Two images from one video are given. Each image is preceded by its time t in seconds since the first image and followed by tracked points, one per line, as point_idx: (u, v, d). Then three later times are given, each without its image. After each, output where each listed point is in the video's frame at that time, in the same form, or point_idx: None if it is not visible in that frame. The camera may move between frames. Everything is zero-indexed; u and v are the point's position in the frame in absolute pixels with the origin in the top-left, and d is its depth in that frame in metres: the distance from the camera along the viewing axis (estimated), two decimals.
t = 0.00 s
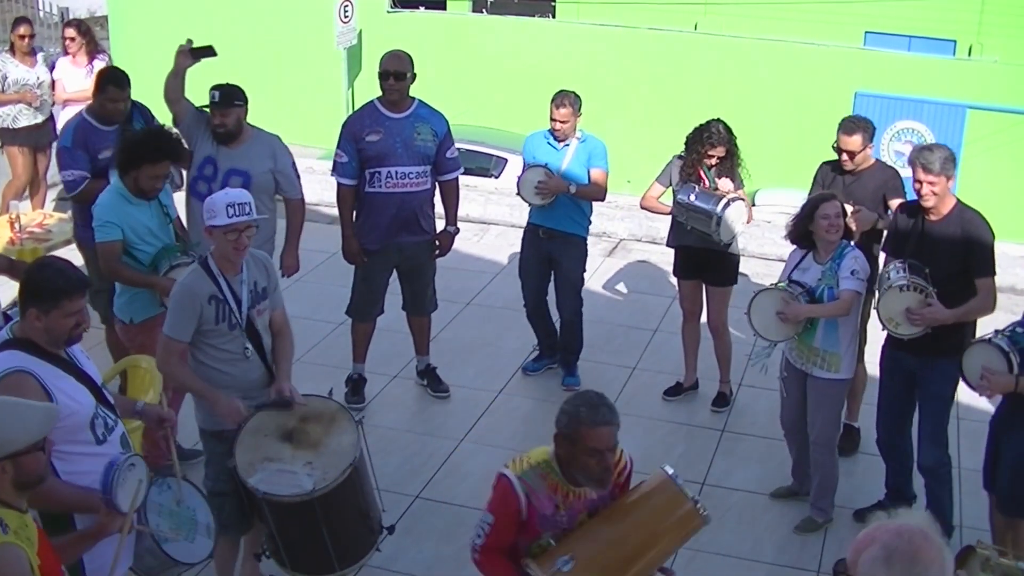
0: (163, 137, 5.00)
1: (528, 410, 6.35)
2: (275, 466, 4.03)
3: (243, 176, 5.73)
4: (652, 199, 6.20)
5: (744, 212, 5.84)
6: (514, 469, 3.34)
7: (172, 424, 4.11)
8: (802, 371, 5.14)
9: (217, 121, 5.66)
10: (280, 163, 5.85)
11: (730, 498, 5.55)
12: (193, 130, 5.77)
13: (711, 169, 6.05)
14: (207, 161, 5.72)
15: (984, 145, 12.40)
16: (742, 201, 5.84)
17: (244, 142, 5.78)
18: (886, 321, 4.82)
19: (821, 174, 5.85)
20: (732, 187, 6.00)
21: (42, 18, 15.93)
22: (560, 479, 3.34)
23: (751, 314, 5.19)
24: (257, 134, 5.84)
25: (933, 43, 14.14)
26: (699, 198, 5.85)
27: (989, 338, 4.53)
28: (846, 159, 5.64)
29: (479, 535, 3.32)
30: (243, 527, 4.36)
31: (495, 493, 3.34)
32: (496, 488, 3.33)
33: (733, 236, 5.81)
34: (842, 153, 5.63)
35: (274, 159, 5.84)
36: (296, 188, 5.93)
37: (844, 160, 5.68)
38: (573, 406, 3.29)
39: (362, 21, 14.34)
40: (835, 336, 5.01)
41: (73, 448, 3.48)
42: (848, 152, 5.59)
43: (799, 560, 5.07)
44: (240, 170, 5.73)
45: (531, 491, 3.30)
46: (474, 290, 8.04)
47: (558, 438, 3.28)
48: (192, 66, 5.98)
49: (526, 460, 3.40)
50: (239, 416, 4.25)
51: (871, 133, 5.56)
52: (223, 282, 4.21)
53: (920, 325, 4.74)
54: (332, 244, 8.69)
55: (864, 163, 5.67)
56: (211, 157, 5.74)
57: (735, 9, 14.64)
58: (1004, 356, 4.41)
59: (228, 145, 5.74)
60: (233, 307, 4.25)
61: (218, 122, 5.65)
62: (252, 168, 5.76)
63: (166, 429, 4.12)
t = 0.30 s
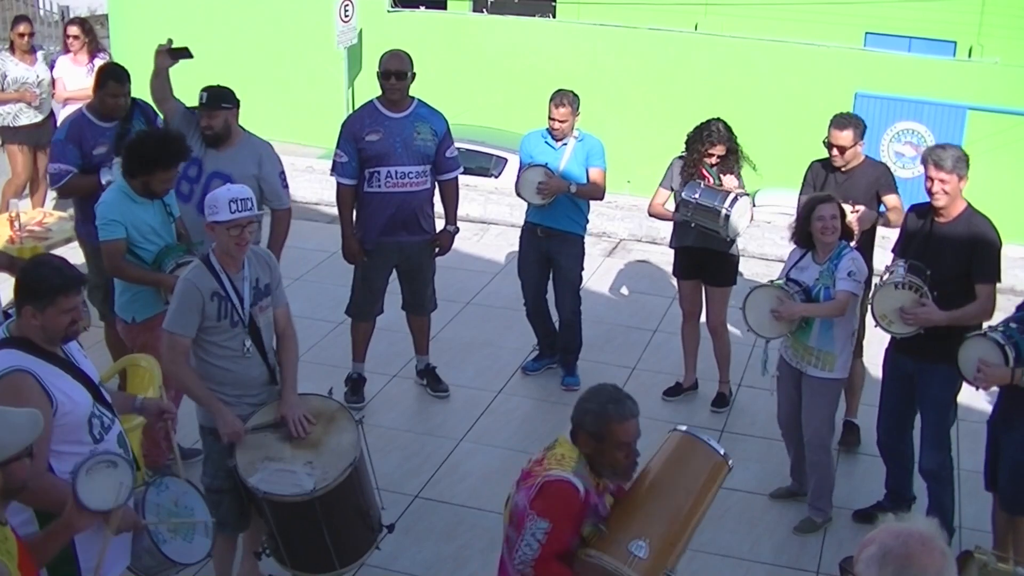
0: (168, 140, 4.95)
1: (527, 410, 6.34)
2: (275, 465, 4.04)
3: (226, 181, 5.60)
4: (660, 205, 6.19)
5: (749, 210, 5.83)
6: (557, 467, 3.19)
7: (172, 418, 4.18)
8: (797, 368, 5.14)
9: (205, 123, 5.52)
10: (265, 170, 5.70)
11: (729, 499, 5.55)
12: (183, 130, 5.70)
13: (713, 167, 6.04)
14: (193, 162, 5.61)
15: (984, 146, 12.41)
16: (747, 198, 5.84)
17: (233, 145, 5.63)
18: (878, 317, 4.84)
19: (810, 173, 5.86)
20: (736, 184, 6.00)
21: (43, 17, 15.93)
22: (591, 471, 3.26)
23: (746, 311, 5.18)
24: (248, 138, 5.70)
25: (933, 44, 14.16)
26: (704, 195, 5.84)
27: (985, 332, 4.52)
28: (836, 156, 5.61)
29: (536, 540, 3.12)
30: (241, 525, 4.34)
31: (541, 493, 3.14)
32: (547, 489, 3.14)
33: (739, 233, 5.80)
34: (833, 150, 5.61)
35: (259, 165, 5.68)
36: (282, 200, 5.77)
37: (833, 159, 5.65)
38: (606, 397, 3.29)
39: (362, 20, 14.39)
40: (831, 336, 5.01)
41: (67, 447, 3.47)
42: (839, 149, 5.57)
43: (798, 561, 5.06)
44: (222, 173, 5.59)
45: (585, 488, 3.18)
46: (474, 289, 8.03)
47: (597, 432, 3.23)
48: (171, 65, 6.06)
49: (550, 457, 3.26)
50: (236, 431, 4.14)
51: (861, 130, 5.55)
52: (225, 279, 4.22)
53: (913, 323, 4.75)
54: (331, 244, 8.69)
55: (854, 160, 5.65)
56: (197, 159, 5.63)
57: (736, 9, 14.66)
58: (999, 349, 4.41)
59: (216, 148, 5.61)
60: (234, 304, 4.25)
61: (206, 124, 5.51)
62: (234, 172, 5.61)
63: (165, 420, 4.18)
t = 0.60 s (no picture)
0: (169, 138, 4.95)
1: (527, 410, 6.34)
2: (281, 465, 4.03)
3: (208, 188, 5.61)
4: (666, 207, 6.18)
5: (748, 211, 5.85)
6: (597, 490, 3.11)
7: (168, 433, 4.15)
8: (794, 367, 5.14)
9: (191, 129, 5.52)
10: (250, 177, 5.67)
11: (729, 498, 5.54)
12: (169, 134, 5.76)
13: (714, 167, 6.04)
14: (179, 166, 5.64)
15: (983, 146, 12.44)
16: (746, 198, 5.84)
17: (219, 151, 5.63)
18: (875, 315, 4.88)
19: (805, 172, 5.85)
20: (736, 184, 6.00)
21: (41, 17, 15.92)
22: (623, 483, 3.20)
23: (741, 309, 5.27)
24: (235, 142, 5.69)
25: (933, 43, 14.18)
26: (704, 194, 5.85)
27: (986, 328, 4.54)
28: (834, 152, 5.62)
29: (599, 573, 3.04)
30: (246, 526, 4.35)
31: (585, 523, 3.07)
32: (593, 517, 3.06)
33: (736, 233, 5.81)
34: (830, 146, 5.62)
35: (243, 172, 5.66)
36: (268, 207, 5.72)
37: (831, 154, 5.66)
38: (627, 408, 3.20)
39: (361, 21, 14.41)
40: (828, 336, 5.00)
41: (66, 448, 3.45)
42: (836, 145, 5.58)
43: (798, 560, 5.06)
44: (204, 179, 5.59)
45: (627, 504, 3.14)
46: (473, 289, 8.03)
47: (628, 446, 3.17)
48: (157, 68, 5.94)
49: (580, 476, 3.17)
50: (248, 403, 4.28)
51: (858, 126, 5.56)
52: (222, 283, 4.20)
53: (908, 322, 4.77)
54: (331, 244, 8.69)
55: (850, 157, 5.66)
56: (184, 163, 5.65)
57: (734, 9, 14.68)
58: (1000, 344, 4.42)
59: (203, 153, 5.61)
60: (233, 309, 4.24)
61: (193, 129, 5.50)
62: (216, 178, 5.60)
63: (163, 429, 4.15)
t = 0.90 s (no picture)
0: (168, 140, 4.95)
1: (525, 410, 6.34)
2: (286, 469, 4.03)
3: (191, 192, 5.58)
4: (661, 203, 6.19)
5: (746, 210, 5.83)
6: (640, 494, 3.12)
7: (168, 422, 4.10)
8: (793, 364, 5.16)
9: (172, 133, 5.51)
10: (235, 182, 5.67)
11: (727, 498, 5.55)
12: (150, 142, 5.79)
13: (712, 166, 6.05)
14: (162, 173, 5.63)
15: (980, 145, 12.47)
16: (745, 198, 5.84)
17: (201, 156, 5.62)
18: (871, 314, 4.86)
19: (804, 171, 5.84)
20: (736, 183, 6.01)
21: (40, 18, 15.92)
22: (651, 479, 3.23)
23: (736, 305, 5.30)
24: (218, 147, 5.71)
25: (931, 42, 14.20)
26: (703, 192, 5.85)
27: (986, 323, 4.53)
28: (834, 150, 5.62)
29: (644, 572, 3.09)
30: (251, 529, 4.35)
31: (637, 525, 3.09)
32: (644, 518, 3.09)
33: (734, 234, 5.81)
34: (830, 145, 5.62)
35: (227, 178, 5.66)
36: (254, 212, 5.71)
37: (831, 153, 5.66)
38: (660, 403, 3.31)
39: (360, 20, 14.45)
40: (825, 334, 5.01)
41: (66, 448, 3.44)
42: (836, 143, 5.58)
43: (797, 559, 5.06)
44: (187, 186, 5.58)
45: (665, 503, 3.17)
46: (472, 289, 8.03)
47: (664, 440, 3.28)
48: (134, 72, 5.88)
49: (619, 477, 3.18)
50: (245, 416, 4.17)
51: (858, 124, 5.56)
52: (216, 289, 4.18)
53: (903, 321, 4.75)
54: (329, 244, 8.69)
55: (849, 155, 5.66)
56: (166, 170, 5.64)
57: (732, 9, 14.70)
58: (1001, 340, 4.41)
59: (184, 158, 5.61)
60: (228, 314, 4.22)
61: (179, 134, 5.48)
62: (201, 185, 5.61)
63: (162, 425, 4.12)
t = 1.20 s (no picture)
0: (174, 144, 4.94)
1: (524, 409, 6.34)
2: (284, 472, 4.03)
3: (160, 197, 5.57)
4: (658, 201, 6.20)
5: (743, 212, 5.83)
6: (714, 506, 3.11)
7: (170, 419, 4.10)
8: (792, 365, 5.17)
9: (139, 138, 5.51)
10: (204, 184, 5.71)
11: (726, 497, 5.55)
12: (116, 148, 5.73)
13: (710, 165, 6.05)
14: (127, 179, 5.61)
15: (978, 146, 12.52)
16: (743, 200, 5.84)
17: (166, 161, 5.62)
18: (865, 312, 4.82)
19: (809, 169, 5.88)
20: (734, 186, 6.00)
21: (39, 17, 15.92)
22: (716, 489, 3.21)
23: (734, 304, 5.31)
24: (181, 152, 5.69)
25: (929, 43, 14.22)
26: (700, 194, 5.84)
27: (983, 324, 4.50)
28: (838, 149, 5.63)
29: None
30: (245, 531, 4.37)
31: (715, 536, 3.07)
32: (720, 531, 3.07)
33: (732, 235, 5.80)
34: (833, 143, 5.64)
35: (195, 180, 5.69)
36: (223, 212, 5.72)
37: (835, 151, 5.67)
38: (720, 408, 3.30)
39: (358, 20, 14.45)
40: (822, 337, 5.00)
41: (66, 448, 3.44)
42: (839, 142, 5.59)
43: (795, 560, 5.06)
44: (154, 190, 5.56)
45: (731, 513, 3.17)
46: (470, 289, 8.03)
47: (728, 444, 3.26)
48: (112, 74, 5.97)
49: (687, 489, 3.14)
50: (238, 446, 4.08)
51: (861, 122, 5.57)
52: (209, 293, 4.16)
53: (899, 319, 4.73)
54: (328, 244, 8.69)
55: (853, 154, 5.67)
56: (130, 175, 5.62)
57: (731, 9, 14.71)
58: (997, 342, 4.39)
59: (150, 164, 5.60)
60: (222, 317, 4.21)
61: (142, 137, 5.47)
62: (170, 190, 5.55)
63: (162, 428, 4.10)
